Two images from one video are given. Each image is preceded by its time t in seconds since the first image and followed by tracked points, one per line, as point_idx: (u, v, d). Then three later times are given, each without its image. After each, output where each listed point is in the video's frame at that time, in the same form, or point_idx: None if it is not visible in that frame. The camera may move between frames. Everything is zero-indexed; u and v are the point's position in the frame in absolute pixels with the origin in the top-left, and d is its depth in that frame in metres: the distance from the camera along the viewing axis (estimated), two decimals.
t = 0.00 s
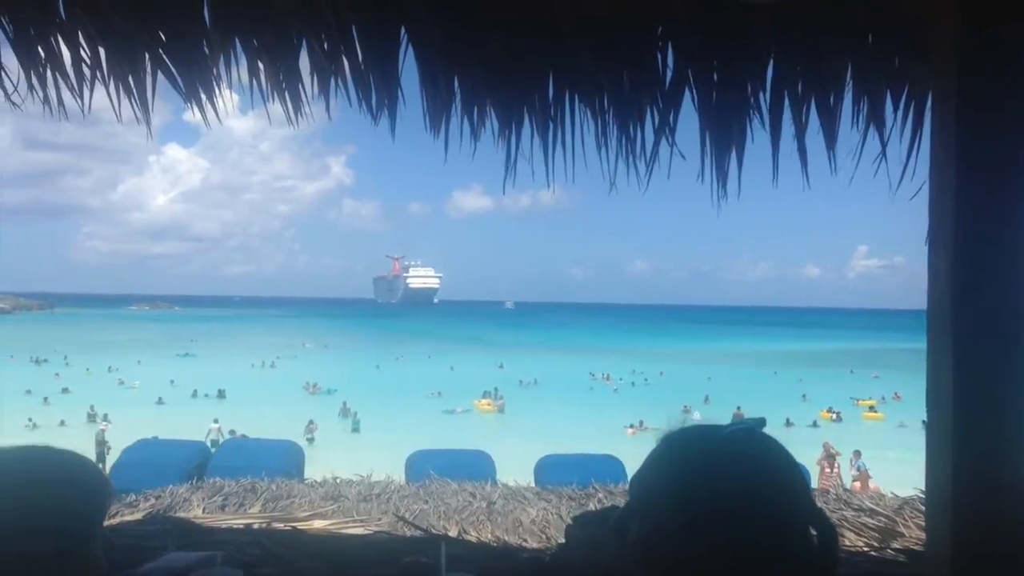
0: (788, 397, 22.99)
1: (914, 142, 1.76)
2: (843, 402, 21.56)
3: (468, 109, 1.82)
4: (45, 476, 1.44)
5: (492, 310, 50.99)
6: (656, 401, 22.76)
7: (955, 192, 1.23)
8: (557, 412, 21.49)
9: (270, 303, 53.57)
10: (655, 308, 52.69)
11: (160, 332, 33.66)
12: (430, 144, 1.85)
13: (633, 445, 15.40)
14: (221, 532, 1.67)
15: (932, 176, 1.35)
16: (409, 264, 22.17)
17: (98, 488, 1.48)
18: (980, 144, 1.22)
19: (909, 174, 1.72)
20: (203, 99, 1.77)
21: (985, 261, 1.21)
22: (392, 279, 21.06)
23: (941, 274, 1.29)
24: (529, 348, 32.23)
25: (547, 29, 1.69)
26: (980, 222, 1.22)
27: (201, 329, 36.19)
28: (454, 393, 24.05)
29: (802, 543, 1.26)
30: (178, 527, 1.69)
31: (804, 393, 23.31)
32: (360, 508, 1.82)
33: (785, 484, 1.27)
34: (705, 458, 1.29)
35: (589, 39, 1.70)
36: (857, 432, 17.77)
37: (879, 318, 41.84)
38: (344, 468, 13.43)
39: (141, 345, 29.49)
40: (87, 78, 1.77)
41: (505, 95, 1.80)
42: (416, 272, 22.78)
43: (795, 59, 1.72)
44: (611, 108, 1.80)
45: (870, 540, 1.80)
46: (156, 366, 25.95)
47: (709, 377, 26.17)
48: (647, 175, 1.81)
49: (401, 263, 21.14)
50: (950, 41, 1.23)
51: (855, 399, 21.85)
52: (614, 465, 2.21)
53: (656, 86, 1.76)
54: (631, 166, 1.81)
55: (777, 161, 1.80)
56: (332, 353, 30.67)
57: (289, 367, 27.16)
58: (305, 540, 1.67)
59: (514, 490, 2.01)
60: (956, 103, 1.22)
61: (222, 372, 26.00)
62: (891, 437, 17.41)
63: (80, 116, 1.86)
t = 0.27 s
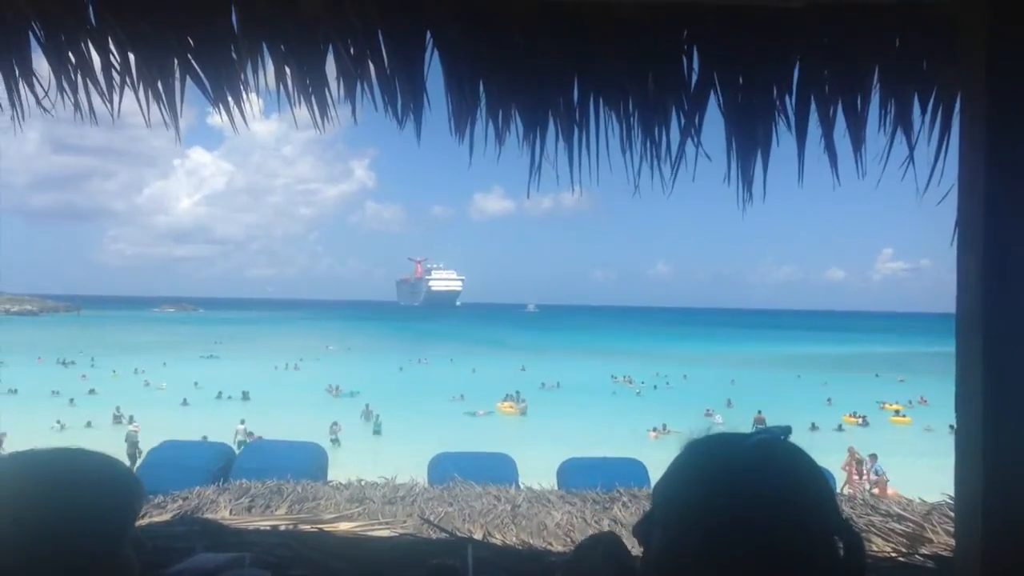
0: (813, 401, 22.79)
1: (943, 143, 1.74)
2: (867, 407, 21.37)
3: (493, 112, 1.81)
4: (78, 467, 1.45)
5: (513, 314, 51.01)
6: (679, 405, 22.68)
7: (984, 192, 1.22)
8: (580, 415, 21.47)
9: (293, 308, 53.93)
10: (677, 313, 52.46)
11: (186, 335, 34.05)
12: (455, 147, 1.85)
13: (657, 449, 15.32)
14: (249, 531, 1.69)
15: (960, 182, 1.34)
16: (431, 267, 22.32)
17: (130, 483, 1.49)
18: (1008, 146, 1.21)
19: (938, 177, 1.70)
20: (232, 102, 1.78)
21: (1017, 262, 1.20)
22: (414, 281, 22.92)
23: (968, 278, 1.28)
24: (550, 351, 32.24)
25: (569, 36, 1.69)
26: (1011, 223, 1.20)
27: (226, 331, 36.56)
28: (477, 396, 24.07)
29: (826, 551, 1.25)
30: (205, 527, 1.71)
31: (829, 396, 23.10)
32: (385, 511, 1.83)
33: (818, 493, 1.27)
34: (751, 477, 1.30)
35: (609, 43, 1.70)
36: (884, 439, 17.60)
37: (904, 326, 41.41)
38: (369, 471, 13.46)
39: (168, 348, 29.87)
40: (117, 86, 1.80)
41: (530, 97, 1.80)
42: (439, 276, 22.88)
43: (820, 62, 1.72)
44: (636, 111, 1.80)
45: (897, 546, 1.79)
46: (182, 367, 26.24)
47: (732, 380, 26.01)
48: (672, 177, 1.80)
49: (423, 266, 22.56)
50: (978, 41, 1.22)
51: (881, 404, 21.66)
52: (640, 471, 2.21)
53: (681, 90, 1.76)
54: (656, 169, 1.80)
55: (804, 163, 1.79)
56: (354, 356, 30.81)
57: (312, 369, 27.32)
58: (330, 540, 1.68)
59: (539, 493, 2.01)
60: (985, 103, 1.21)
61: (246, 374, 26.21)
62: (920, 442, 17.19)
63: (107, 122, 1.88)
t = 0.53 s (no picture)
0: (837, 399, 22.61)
1: (969, 139, 1.72)
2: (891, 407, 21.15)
3: (515, 113, 1.81)
4: (102, 467, 1.43)
5: (532, 313, 51.05)
6: (700, 404, 22.59)
7: (1010, 189, 1.21)
8: (602, 414, 21.47)
9: (314, 309, 54.33)
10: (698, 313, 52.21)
11: (210, 335, 34.44)
12: (475, 146, 1.84)
13: (680, 448, 15.29)
14: (273, 530, 1.70)
15: (987, 176, 1.32)
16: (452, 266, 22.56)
17: (153, 484, 1.47)
18: None
19: (964, 174, 1.67)
20: (255, 104, 1.79)
21: None
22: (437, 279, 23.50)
23: (992, 273, 1.27)
24: (570, 351, 32.24)
25: (591, 36, 1.69)
26: None
27: (249, 331, 36.92)
28: (499, 394, 24.12)
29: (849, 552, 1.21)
30: (228, 526, 1.71)
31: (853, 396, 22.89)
32: (408, 509, 1.83)
33: (838, 491, 1.23)
34: (782, 476, 1.24)
35: (631, 43, 1.70)
36: (909, 438, 17.44)
37: (928, 326, 41.02)
38: (394, 469, 13.53)
39: (193, 348, 30.22)
40: (143, 90, 1.81)
41: (550, 96, 1.79)
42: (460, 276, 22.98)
43: (843, 59, 1.71)
44: (659, 110, 1.79)
45: (923, 545, 1.77)
46: (206, 367, 26.53)
47: (754, 380, 25.84)
48: (695, 176, 1.78)
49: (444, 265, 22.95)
50: (1003, 38, 1.21)
51: (907, 403, 21.47)
52: (662, 471, 2.20)
53: (703, 89, 1.75)
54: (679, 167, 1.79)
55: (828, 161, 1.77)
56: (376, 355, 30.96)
57: (334, 369, 27.50)
58: (352, 539, 1.68)
59: (561, 492, 2.01)
60: (1012, 100, 1.20)
61: (269, 373, 26.41)
62: (946, 441, 17.01)
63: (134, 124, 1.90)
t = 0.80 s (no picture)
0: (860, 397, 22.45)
1: (993, 135, 1.70)
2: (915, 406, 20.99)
3: (535, 111, 1.82)
4: (126, 458, 1.36)
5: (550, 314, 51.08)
6: (721, 402, 22.51)
7: None
8: (621, 412, 21.44)
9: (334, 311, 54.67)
10: (717, 313, 52.03)
11: (231, 335, 34.77)
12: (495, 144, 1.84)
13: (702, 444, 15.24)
14: (297, 527, 1.71)
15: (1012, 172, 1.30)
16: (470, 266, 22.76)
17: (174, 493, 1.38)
18: None
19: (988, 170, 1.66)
20: (277, 103, 1.80)
21: None
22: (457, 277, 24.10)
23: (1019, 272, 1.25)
24: (589, 350, 32.24)
25: (612, 33, 1.68)
26: None
27: (269, 331, 37.25)
28: (519, 391, 24.16)
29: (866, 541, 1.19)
30: (252, 522, 1.73)
31: (876, 394, 22.73)
32: (429, 507, 1.84)
33: (854, 487, 1.22)
34: (811, 468, 1.22)
35: (653, 40, 1.68)
36: (935, 435, 17.28)
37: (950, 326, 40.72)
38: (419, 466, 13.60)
39: (215, 348, 30.52)
40: (167, 91, 1.83)
41: (570, 94, 1.79)
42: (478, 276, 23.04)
43: (867, 54, 1.68)
44: (679, 107, 1.78)
45: (948, 543, 1.75)
46: (228, 366, 26.78)
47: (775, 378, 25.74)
48: (716, 171, 1.78)
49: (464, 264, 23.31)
50: None
51: (931, 402, 21.36)
52: (682, 468, 2.20)
53: (724, 86, 1.73)
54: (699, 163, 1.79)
55: (849, 157, 1.76)
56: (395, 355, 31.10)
57: (354, 368, 27.66)
58: (378, 537, 1.69)
59: (582, 490, 2.01)
60: None
61: (291, 372, 26.60)
62: (972, 438, 16.87)
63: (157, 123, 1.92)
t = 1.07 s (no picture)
0: (883, 399, 22.27)
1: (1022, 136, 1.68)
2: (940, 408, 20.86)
3: (557, 112, 1.82)
4: (145, 462, 1.34)
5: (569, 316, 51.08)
6: (742, 403, 22.43)
7: None
8: (642, 414, 21.42)
9: (353, 313, 54.94)
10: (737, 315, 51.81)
11: (253, 337, 35.07)
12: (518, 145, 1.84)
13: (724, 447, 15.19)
14: (320, 528, 1.72)
15: None
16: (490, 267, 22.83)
17: (200, 498, 1.37)
18: None
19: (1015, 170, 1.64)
20: (301, 105, 1.81)
21: None
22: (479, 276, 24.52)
23: None
24: (607, 352, 32.19)
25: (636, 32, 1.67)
26: None
27: (289, 332, 37.50)
28: (540, 392, 24.18)
29: (890, 546, 1.18)
30: (277, 524, 1.74)
31: (900, 396, 22.62)
32: (452, 509, 1.85)
33: (876, 492, 1.21)
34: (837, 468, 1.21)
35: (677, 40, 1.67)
36: (959, 438, 17.13)
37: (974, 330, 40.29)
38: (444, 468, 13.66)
39: (238, 349, 30.77)
40: (191, 93, 1.84)
41: (592, 95, 1.79)
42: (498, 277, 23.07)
43: (891, 54, 1.66)
44: (702, 108, 1.77)
45: (974, 547, 1.73)
46: (250, 367, 26.99)
47: (797, 380, 25.65)
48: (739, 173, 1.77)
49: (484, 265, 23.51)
50: None
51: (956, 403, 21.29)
52: (705, 471, 2.19)
53: (748, 86, 1.72)
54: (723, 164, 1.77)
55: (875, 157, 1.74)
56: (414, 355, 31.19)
57: (375, 368, 27.77)
58: (401, 538, 1.69)
59: (604, 492, 2.01)
60: None
61: (312, 372, 26.75)
62: (997, 442, 16.70)
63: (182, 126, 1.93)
